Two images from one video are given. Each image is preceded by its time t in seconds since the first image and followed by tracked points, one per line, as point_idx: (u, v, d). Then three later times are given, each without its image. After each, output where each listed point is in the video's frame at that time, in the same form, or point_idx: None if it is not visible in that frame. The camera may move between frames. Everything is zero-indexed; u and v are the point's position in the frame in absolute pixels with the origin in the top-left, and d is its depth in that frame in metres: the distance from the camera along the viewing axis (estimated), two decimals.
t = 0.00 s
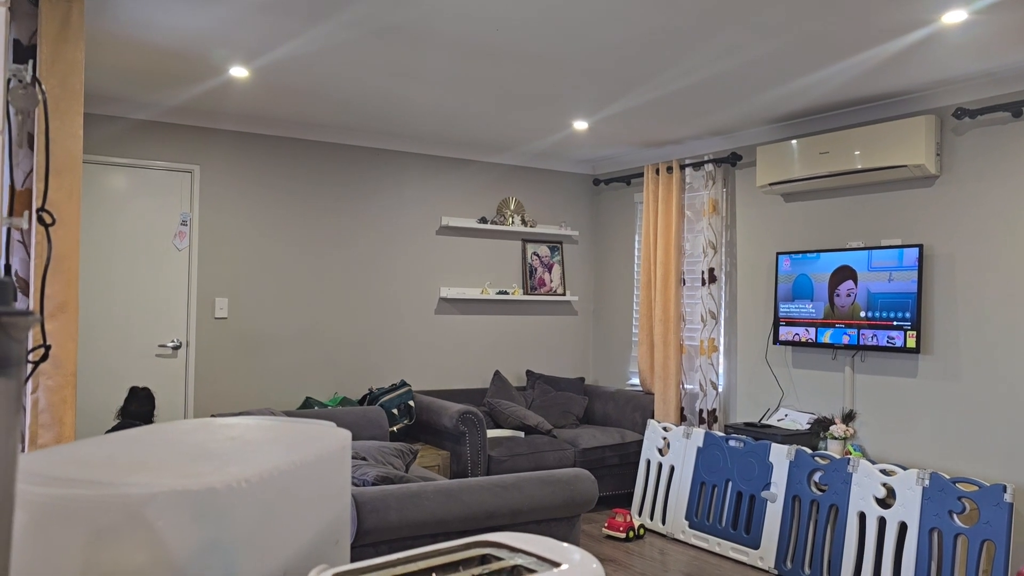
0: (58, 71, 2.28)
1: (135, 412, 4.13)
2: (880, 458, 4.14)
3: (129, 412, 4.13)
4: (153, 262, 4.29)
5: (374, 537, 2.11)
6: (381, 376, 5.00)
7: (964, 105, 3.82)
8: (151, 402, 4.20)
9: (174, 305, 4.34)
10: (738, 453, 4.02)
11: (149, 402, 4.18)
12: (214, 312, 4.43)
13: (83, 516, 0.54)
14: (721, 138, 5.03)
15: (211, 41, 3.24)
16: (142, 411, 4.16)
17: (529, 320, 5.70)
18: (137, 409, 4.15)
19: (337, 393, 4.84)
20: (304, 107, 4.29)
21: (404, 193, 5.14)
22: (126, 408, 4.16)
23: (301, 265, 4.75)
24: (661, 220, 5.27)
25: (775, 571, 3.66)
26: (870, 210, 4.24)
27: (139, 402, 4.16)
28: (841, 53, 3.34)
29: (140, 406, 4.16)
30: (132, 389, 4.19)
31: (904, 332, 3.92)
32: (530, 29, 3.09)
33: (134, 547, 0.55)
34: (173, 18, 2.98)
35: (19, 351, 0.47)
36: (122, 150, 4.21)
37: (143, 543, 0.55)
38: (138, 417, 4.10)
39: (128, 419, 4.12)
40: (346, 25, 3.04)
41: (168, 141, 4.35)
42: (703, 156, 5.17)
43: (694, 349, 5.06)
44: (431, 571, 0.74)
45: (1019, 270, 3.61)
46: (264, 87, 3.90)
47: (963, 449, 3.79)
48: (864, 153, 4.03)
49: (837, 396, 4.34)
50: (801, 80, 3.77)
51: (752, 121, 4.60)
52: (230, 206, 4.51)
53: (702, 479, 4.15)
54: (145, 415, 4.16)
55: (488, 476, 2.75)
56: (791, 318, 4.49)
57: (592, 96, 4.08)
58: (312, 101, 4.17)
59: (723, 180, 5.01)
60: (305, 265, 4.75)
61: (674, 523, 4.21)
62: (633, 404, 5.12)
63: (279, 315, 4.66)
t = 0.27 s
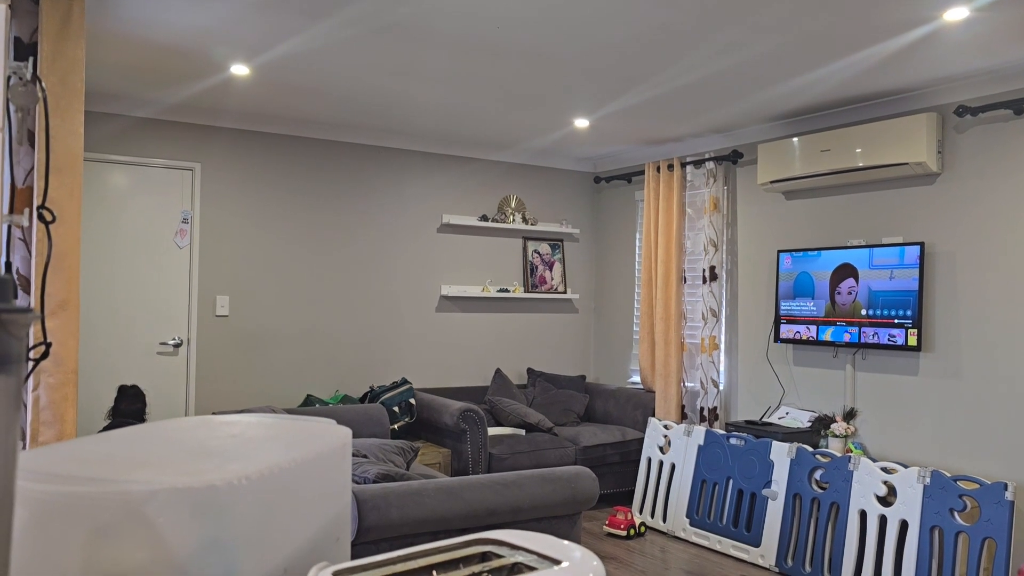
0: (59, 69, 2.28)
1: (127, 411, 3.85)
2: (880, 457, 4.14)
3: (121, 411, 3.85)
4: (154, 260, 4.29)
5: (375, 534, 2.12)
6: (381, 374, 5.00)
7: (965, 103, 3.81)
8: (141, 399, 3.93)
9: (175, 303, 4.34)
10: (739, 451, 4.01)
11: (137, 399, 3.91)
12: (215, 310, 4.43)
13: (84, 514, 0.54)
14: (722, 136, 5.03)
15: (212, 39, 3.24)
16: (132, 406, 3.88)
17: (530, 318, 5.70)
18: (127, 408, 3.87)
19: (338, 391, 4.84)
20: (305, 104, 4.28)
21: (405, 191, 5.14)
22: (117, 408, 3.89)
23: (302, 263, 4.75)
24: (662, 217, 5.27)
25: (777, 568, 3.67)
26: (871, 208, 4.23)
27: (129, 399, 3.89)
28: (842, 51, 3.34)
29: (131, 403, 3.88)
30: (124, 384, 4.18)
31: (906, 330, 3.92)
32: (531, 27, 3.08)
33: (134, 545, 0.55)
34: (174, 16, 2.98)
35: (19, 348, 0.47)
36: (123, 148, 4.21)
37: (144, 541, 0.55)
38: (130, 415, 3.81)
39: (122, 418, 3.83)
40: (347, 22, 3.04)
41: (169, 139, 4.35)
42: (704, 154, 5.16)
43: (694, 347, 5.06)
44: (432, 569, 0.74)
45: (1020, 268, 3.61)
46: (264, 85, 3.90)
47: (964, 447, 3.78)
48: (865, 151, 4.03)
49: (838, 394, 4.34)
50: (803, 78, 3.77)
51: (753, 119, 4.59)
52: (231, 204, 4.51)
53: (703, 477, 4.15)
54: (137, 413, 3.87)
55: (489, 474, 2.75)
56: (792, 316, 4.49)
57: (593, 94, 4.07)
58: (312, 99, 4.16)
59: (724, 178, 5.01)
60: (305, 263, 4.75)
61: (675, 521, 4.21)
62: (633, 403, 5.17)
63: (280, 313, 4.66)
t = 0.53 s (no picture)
0: (60, 65, 2.28)
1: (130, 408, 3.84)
2: (881, 454, 4.14)
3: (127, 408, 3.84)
4: (155, 256, 4.29)
5: (375, 531, 2.12)
6: (382, 370, 5.01)
7: (967, 101, 3.80)
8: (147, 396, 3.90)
9: (176, 299, 4.35)
10: (740, 448, 4.02)
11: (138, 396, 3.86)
12: (216, 306, 4.44)
13: (86, 510, 0.54)
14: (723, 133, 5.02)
15: (213, 35, 3.23)
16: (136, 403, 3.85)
17: (531, 315, 5.70)
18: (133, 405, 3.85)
19: (339, 387, 4.85)
20: (306, 101, 4.28)
21: (406, 188, 5.14)
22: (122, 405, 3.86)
23: (303, 260, 4.75)
24: (663, 215, 5.26)
25: (776, 566, 3.67)
26: (873, 205, 4.23)
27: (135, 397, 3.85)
28: (844, 49, 3.33)
29: (136, 400, 3.85)
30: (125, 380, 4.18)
31: (906, 328, 3.91)
32: (532, 24, 3.08)
33: (135, 541, 0.55)
34: (175, 12, 2.98)
35: (20, 344, 0.47)
36: (124, 144, 4.21)
37: (144, 538, 0.55)
38: (134, 413, 3.77)
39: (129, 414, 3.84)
40: (348, 19, 3.03)
41: (170, 135, 4.34)
42: (705, 152, 5.16)
43: (695, 345, 5.06)
44: (432, 566, 0.74)
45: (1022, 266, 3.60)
46: (266, 81, 3.89)
47: (965, 445, 3.79)
48: (867, 149, 4.02)
49: (838, 392, 4.34)
50: (805, 75, 3.76)
51: (754, 117, 4.59)
52: (232, 200, 4.51)
53: (704, 474, 4.15)
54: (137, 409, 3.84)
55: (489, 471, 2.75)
56: (793, 314, 4.48)
57: (594, 91, 4.07)
58: (314, 95, 4.16)
59: (726, 175, 5.00)
60: (307, 260, 4.75)
61: (675, 518, 4.22)
62: (634, 400, 5.11)
63: (281, 310, 4.67)
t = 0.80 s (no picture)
0: (62, 60, 2.28)
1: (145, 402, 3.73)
2: (883, 452, 4.14)
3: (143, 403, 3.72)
4: (158, 251, 4.29)
5: (377, 526, 2.12)
6: (384, 366, 5.01)
7: (972, 98, 3.79)
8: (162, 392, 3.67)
9: (179, 294, 4.35)
10: (741, 445, 4.01)
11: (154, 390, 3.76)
12: (218, 301, 4.44)
13: (87, 504, 0.54)
14: (726, 130, 5.01)
15: (216, 30, 3.23)
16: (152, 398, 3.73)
17: (533, 311, 5.69)
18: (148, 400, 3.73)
19: (340, 383, 4.85)
20: (309, 96, 4.27)
21: (408, 184, 5.13)
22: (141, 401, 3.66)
23: (305, 255, 4.74)
24: (666, 211, 5.25)
25: (777, 563, 3.67)
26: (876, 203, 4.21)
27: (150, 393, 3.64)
28: (849, 45, 3.32)
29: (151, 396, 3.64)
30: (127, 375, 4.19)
31: (909, 326, 3.90)
32: (535, 20, 3.07)
33: (137, 538, 0.55)
34: (177, 7, 2.97)
35: (21, 338, 0.47)
36: (127, 139, 4.20)
37: (146, 534, 0.55)
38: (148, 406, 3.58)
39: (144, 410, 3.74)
40: (351, 14, 3.03)
41: (173, 130, 4.34)
42: (708, 148, 5.14)
43: (697, 342, 5.05)
44: (435, 563, 0.74)
45: None
46: (268, 76, 3.88)
47: (967, 443, 3.78)
48: (870, 146, 4.01)
49: (840, 389, 4.33)
50: (809, 72, 3.75)
51: (758, 113, 4.57)
52: (234, 195, 4.51)
53: (705, 471, 4.15)
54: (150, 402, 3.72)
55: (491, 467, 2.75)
56: (795, 311, 4.47)
57: (597, 87, 4.06)
58: (316, 90, 4.15)
59: (728, 172, 4.99)
60: (308, 255, 4.75)
61: (676, 514, 4.21)
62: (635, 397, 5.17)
63: (283, 305, 4.67)
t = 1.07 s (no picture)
0: (64, 53, 2.27)
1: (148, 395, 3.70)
2: (883, 450, 4.13)
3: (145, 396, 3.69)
4: (160, 244, 4.29)
5: (377, 521, 2.12)
6: (385, 361, 5.01)
7: (976, 96, 3.77)
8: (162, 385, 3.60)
9: (180, 288, 4.34)
10: (742, 442, 4.01)
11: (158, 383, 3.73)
12: (220, 295, 4.44)
13: (86, 500, 0.54)
14: (729, 127, 4.99)
15: (218, 24, 3.22)
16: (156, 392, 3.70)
17: (534, 307, 5.69)
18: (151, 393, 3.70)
19: (342, 377, 4.85)
20: (311, 90, 4.26)
21: (410, 179, 5.12)
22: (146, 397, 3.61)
23: (307, 250, 4.74)
24: (668, 208, 5.24)
25: (777, 560, 3.66)
26: (879, 200, 4.20)
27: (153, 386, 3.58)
28: (854, 42, 3.30)
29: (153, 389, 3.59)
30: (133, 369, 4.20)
31: (910, 324, 3.90)
32: (538, 15, 3.06)
33: (137, 533, 0.55)
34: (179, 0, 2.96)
35: (21, 332, 0.46)
36: (129, 132, 4.20)
37: (146, 529, 0.55)
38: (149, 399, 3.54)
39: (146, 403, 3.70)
40: (353, 9, 3.02)
41: (175, 124, 4.33)
42: (711, 145, 5.13)
43: (699, 339, 5.04)
44: (437, 560, 0.73)
45: None
46: (271, 70, 3.88)
47: (968, 442, 3.77)
48: (873, 144, 4.00)
49: (841, 387, 4.33)
50: (813, 69, 3.74)
51: (761, 110, 4.56)
52: (236, 190, 4.50)
53: (705, 468, 4.15)
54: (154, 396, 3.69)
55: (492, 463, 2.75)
56: (797, 308, 4.47)
57: (600, 83, 4.05)
58: (318, 85, 4.14)
59: (731, 169, 4.97)
60: (310, 250, 4.75)
61: (677, 511, 4.21)
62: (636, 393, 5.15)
63: (284, 300, 4.66)
